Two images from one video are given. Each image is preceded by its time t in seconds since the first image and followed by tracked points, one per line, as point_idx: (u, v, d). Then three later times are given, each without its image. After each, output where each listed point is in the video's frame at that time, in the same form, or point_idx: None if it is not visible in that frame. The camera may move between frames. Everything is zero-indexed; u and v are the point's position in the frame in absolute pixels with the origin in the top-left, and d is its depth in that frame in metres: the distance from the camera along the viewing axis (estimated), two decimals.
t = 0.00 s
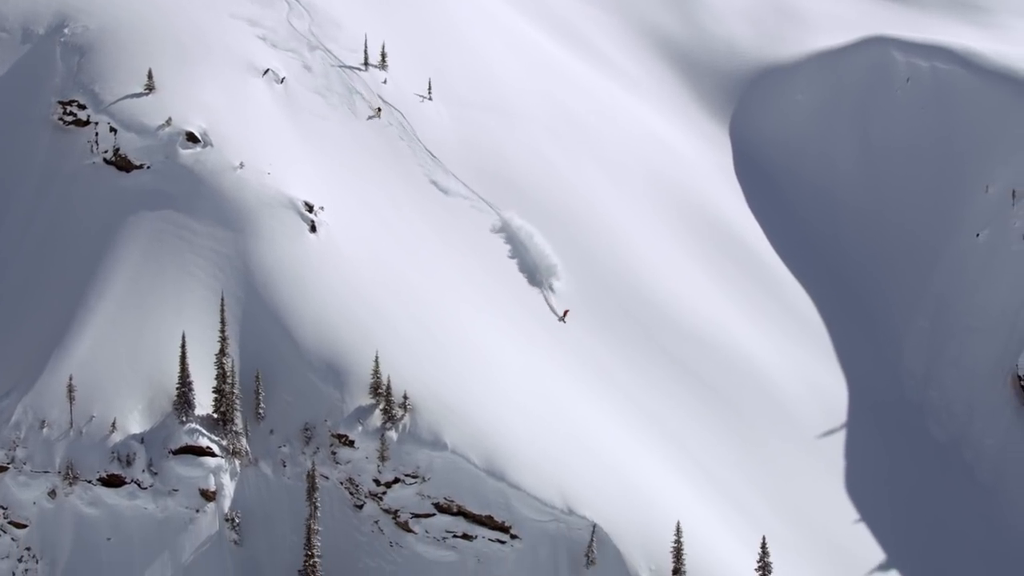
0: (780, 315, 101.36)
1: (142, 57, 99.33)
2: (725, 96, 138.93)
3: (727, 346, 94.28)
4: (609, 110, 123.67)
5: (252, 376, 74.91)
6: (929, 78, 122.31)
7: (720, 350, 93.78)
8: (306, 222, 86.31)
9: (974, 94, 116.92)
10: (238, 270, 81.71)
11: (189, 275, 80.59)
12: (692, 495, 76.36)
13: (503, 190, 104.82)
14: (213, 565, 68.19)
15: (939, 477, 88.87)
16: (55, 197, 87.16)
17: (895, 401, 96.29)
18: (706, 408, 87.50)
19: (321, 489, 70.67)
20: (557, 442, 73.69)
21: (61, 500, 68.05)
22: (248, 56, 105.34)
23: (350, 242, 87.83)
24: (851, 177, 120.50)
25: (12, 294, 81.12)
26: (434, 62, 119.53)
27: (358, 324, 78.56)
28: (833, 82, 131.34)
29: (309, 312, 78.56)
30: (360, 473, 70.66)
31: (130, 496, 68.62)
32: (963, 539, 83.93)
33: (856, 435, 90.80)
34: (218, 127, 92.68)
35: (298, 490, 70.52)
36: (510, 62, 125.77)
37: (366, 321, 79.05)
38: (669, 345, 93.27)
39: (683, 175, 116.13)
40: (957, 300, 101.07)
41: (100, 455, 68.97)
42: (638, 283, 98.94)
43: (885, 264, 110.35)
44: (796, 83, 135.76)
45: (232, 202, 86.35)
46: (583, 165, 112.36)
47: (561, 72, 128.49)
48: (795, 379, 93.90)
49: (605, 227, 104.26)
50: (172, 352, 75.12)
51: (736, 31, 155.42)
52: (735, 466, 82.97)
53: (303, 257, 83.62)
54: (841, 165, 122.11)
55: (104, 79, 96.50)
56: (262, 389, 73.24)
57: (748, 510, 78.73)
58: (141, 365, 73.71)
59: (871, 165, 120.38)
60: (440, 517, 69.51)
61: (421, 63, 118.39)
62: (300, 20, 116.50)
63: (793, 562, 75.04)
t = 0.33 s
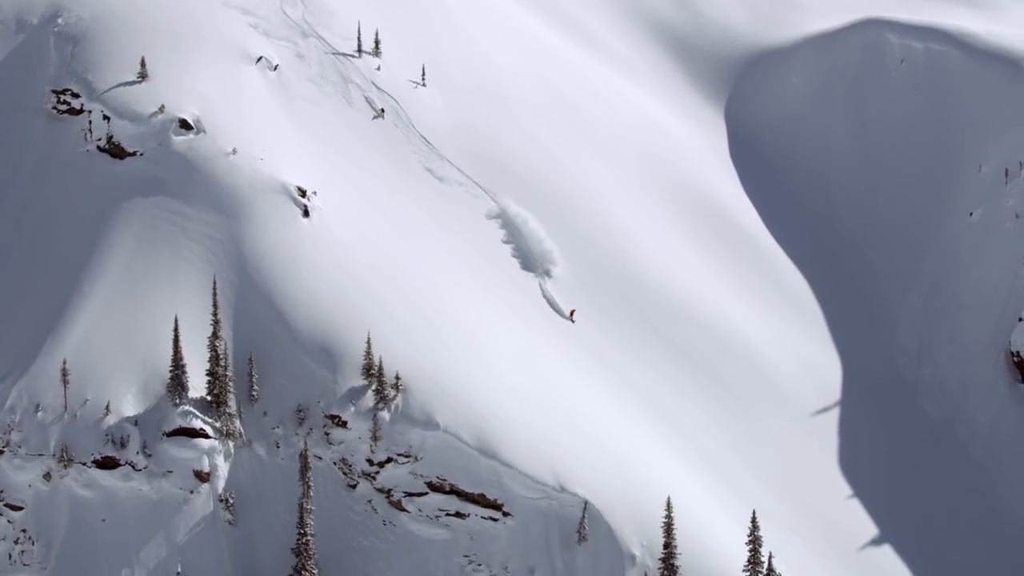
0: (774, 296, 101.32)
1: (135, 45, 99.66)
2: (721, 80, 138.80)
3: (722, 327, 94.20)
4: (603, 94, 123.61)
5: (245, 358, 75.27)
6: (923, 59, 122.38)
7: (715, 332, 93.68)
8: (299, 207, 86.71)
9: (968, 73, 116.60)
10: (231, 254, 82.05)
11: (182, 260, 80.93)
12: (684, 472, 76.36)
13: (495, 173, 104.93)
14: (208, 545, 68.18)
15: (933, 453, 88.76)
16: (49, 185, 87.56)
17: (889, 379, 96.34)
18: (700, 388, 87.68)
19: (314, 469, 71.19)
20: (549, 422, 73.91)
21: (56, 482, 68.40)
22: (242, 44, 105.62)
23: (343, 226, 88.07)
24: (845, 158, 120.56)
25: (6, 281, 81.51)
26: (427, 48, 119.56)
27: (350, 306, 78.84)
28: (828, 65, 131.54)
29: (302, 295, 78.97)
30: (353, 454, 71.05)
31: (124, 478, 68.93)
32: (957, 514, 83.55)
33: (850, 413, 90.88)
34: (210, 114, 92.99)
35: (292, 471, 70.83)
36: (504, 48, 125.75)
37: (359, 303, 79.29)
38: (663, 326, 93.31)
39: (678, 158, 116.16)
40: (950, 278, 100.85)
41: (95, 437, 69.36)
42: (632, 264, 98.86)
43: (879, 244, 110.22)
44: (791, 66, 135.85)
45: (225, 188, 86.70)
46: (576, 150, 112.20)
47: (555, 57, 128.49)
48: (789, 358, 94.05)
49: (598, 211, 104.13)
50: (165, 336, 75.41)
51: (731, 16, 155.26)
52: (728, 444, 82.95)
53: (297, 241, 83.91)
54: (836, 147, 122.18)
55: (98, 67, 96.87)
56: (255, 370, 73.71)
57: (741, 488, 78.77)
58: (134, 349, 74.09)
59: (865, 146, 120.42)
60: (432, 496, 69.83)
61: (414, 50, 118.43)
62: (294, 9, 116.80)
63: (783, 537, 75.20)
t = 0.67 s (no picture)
0: (769, 276, 101.33)
1: (128, 32, 99.88)
2: (716, 63, 138.65)
3: (716, 306, 94.30)
4: (597, 77, 123.55)
5: (239, 339, 75.61)
6: (917, 37, 122.57)
7: (709, 311, 93.74)
8: (292, 189, 86.99)
9: (962, 51, 116.27)
10: (224, 237, 82.34)
11: (176, 243, 81.24)
12: (676, 447, 76.50)
13: (490, 155, 104.89)
14: (203, 524, 68.42)
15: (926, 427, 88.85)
16: (43, 171, 87.97)
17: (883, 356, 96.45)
18: (696, 365, 88.06)
19: (308, 448, 71.76)
20: (540, 398, 74.29)
21: (51, 463, 68.95)
22: (235, 29, 105.78)
23: (336, 208, 88.35)
24: (840, 137, 120.62)
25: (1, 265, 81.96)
26: (421, 32, 119.58)
27: (342, 287, 79.16)
28: (823, 45, 131.61)
29: (295, 276, 79.37)
30: (346, 432, 71.50)
31: (119, 458, 69.43)
32: (949, 486, 83.68)
33: (844, 389, 91.07)
34: (203, 99, 93.20)
35: (285, 450, 71.35)
36: (498, 32, 125.70)
37: (351, 284, 79.62)
38: (657, 305, 93.38)
39: (673, 140, 116.10)
40: (944, 255, 100.90)
41: (89, 418, 69.82)
42: (627, 246, 98.73)
43: (874, 222, 110.27)
44: (786, 47, 135.88)
45: (219, 171, 86.95)
46: (570, 132, 112.14)
47: (550, 41, 128.40)
48: (784, 337, 94.16)
49: (593, 193, 104.10)
50: (158, 318, 75.74)
51: None
52: (722, 421, 83.08)
53: (290, 224, 84.07)
54: (831, 127, 122.30)
55: (91, 54, 97.16)
56: (249, 351, 74.11)
57: (735, 465, 78.93)
58: (128, 331, 74.46)
59: (860, 125, 120.50)
60: (425, 473, 70.25)
61: (408, 35, 118.46)
62: None
63: (776, 512, 75.49)
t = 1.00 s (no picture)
0: (764, 255, 101.22)
1: (121, 17, 100.12)
2: (711, 45, 138.23)
3: (711, 285, 93.95)
4: (592, 60, 123.38)
5: (232, 319, 76.10)
6: (912, 14, 123.15)
7: (704, 291, 93.33)
8: (285, 172, 86.95)
9: (956, 29, 116.99)
10: (217, 219, 82.59)
11: (169, 226, 81.54)
12: (668, 423, 76.37)
13: (485, 138, 103.78)
14: (197, 502, 68.78)
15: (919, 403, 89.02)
16: (37, 155, 88.34)
17: (877, 332, 96.50)
18: (691, 345, 87.53)
19: (301, 426, 72.19)
20: (532, 375, 74.61)
21: (46, 443, 69.38)
22: (228, 14, 105.87)
23: (329, 190, 87.89)
24: (835, 116, 120.67)
25: None
26: (415, 16, 119.47)
27: (335, 267, 79.40)
28: (818, 26, 131.96)
29: (288, 257, 79.61)
30: (339, 411, 71.95)
31: (113, 438, 69.86)
32: (942, 460, 83.95)
33: (837, 365, 91.25)
34: (196, 82, 93.36)
35: (278, 430, 71.58)
36: (492, 15, 125.54)
37: (343, 263, 79.86)
38: (651, 283, 92.72)
39: (668, 121, 115.95)
40: (938, 232, 100.96)
41: (84, 398, 70.26)
42: (627, 233, 97.06)
43: (869, 201, 110.22)
44: (782, 27, 135.94)
45: (212, 154, 87.06)
46: (565, 114, 111.78)
47: (544, 23, 128.18)
48: (778, 315, 94.24)
49: (587, 173, 103.26)
50: (151, 299, 76.15)
51: None
52: (715, 397, 82.97)
53: (282, 205, 84.16)
54: (826, 106, 122.29)
55: (85, 39, 97.46)
56: (241, 331, 74.57)
57: (730, 441, 78.97)
58: (121, 312, 74.86)
59: (854, 104, 120.51)
60: (417, 450, 70.60)
61: (402, 18, 118.32)
62: None
63: (767, 487, 75.87)
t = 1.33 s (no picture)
0: (757, 235, 101.11)
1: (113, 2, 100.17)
2: (707, 26, 137.43)
3: (704, 265, 93.93)
4: (585, 43, 123.07)
5: (224, 301, 76.46)
6: None
7: (697, 271, 93.22)
8: (276, 154, 86.89)
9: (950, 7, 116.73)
10: (209, 202, 82.84)
11: (161, 209, 81.86)
12: (658, 400, 76.44)
13: (478, 121, 103.13)
14: (189, 481, 69.18)
15: (911, 380, 89.24)
16: (30, 140, 88.66)
17: (870, 311, 96.63)
18: (684, 324, 87.56)
19: (294, 406, 72.67)
20: (524, 353, 74.97)
21: (40, 423, 69.87)
22: None
23: (321, 172, 87.89)
24: (829, 97, 120.87)
25: None
26: None
27: (326, 247, 79.61)
28: (812, 8, 132.29)
29: (280, 238, 79.85)
30: (330, 390, 72.37)
31: (106, 418, 70.46)
32: (933, 436, 84.10)
33: (830, 344, 91.41)
34: (188, 66, 93.44)
35: (270, 409, 72.07)
36: None
37: (334, 243, 80.03)
38: (644, 262, 92.61)
39: (662, 102, 115.73)
40: (931, 210, 101.01)
41: (77, 379, 70.91)
42: (620, 213, 97.02)
43: (863, 181, 110.16)
44: (776, 10, 136.11)
45: (203, 137, 87.14)
46: (558, 96, 111.63)
47: (539, 6, 127.73)
48: (770, 294, 94.41)
49: (580, 154, 103.10)
50: (143, 281, 76.53)
51: None
52: (707, 375, 83.16)
53: (274, 187, 84.26)
54: (820, 88, 122.45)
55: (77, 24, 97.62)
56: (233, 312, 75.01)
57: (721, 418, 79.20)
58: (114, 293, 75.30)
59: (849, 84, 120.74)
60: (409, 429, 71.12)
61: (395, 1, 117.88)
62: None
63: (757, 462, 76.27)
